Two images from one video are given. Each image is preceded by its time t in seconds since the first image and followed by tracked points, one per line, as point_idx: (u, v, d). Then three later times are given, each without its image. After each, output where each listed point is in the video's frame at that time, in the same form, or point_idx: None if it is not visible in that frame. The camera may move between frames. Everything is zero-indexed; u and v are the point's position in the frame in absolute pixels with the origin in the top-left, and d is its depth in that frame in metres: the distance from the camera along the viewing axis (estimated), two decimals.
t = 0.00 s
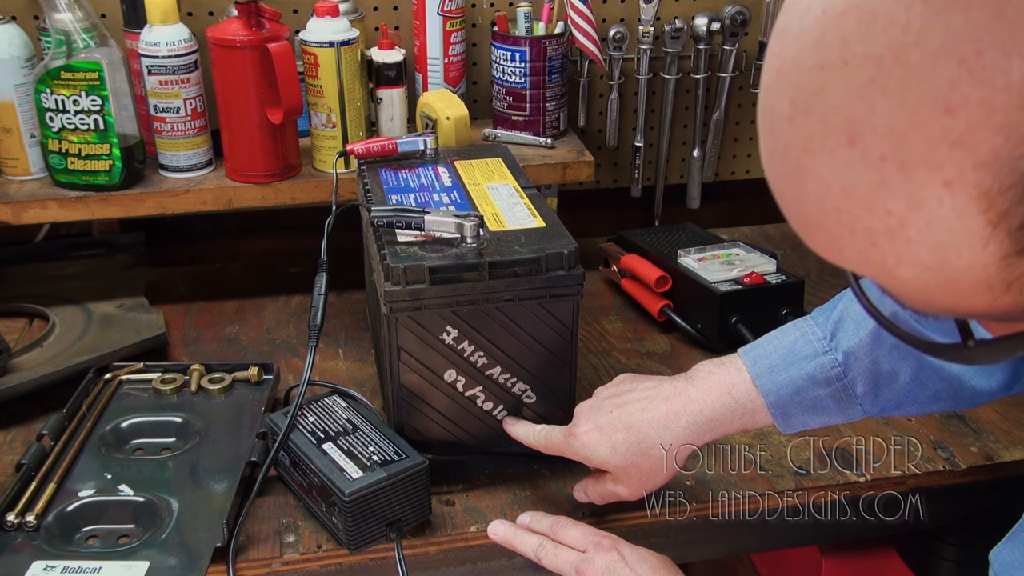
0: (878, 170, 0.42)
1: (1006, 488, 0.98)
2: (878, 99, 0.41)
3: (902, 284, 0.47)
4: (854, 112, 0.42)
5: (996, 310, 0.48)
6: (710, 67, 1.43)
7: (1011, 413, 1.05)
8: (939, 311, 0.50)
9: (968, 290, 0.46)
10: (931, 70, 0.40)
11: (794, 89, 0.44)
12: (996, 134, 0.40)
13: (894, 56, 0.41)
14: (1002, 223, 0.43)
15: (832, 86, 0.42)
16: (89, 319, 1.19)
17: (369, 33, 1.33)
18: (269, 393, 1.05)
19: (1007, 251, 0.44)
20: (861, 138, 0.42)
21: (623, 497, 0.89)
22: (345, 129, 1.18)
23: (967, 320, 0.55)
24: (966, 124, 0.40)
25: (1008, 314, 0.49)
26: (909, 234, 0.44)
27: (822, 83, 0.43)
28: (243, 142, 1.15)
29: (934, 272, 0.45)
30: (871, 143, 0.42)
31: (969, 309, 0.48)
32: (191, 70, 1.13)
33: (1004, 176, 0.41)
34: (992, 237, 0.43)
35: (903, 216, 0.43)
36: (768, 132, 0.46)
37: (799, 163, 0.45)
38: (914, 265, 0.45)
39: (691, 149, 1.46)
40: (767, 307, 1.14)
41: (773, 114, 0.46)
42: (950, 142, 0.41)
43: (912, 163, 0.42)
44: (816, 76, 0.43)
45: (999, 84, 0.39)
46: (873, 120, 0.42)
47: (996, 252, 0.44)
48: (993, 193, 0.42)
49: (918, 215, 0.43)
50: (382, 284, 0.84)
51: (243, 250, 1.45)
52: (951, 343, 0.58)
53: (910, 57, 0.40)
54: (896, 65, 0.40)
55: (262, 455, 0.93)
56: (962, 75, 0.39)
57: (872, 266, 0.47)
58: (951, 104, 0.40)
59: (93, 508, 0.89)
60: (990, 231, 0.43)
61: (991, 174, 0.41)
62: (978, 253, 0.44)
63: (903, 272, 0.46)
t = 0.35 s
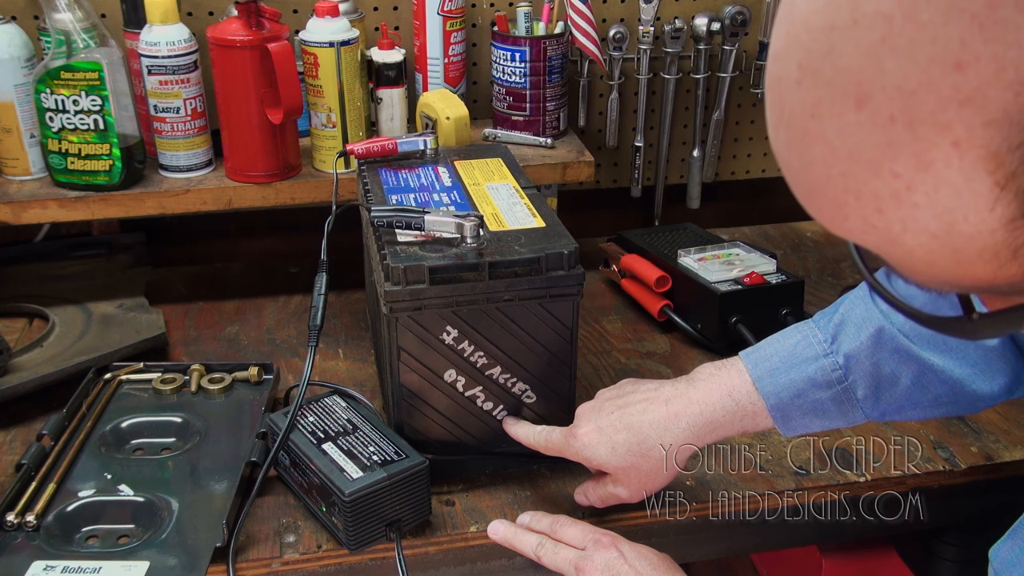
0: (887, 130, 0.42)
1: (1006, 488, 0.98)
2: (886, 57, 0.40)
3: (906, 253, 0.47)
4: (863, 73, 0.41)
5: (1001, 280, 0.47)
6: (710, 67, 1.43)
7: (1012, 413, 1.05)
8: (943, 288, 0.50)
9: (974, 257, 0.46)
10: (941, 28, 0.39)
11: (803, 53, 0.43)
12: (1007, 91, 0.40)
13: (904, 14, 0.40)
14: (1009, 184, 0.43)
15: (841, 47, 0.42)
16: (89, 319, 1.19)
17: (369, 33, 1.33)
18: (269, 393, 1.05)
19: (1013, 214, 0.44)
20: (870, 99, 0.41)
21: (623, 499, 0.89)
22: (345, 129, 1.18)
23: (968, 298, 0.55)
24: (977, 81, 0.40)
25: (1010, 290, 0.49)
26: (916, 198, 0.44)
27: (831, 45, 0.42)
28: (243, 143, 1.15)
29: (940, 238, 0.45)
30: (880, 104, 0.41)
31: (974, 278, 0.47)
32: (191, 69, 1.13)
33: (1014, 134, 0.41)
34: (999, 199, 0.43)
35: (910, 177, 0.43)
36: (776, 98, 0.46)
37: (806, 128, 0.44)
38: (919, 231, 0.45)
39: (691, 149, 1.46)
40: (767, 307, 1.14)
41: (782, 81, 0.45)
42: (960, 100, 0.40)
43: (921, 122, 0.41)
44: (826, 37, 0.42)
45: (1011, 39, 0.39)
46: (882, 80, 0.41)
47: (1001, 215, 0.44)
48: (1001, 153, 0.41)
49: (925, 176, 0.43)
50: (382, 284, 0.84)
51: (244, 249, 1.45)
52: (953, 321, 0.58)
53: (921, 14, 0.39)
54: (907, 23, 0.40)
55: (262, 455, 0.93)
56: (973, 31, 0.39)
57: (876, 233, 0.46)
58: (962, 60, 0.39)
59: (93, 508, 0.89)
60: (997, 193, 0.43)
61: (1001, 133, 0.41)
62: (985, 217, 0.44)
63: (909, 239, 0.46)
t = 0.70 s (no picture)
0: (887, 127, 0.42)
1: (1006, 489, 0.98)
2: (887, 54, 0.40)
3: (907, 251, 0.46)
4: (864, 70, 0.41)
5: (1002, 278, 0.47)
6: (710, 67, 1.43)
7: (1012, 413, 1.05)
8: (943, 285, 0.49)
9: (974, 256, 0.45)
10: (942, 24, 0.39)
11: (804, 51, 0.43)
12: (1008, 88, 0.40)
13: (905, 11, 0.40)
14: (1010, 181, 0.42)
15: (842, 44, 0.42)
16: (89, 319, 1.19)
17: (369, 33, 1.33)
18: (269, 393, 1.05)
19: (1015, 211, 0.43)
20: (871, 96, 0.41)
21: (626, 501, 0.89)
22: (345, 129, 1.18)
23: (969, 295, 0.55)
24: (977, 78, 0.39)
25: (1009, 287, 0.49)
26: (916, 196, 0.43)
27: (832, 42, 0.42)
28: (243, 143, 1.15)
29: (941, 237, 0.45)
30: (880, 101, 0.41)
31: (976, 277, 0.47)
32: (191, 70, 1.13)
33: (1015, 131, 0.41)
34: (1000, 196, 0.43)
35: (910, 175, 0.43)
36: (777, 97, 0.46)
37: (807, 125, 0.44)
38: (920, 229, 0.45)
39: (691, 149, 1.46)
40: (767, 307, 1.14)
41: (783, 80, 0.45)
42: (961, 97, 0.40)
43: (921, 119, 0.41)
44: (827, 35, 0.42)
45: (1013, 37, 0.39)
46: (883, 77, 0.41)
47: (1003, 212, 0.43)
48: (1002, 150, 0.41)
49: (926, 174, 0.43)
50: (382, 283, 0.84)
51: (243, 250, 1.45)
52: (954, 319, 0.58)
53: (922, 11, 0.39)
54: (908, 20, 0.40)
55: (263, 455, 0.93)
56: (974, 28, 0.39)
57: (876, 231, 0.46)
58: (962, 57, 0.39)
59: (93, 508, 0.89)
60: (999, 189, 0.42)
61: (1001, 130, 0.41)
62: (985, 214, 0.43)
63: (909, 237, 0.45)
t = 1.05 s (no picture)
0: (885, 114, 0.42)
1: (1006, 488, 0.98)
2: (886, 42, 0.41)
3: (905, 240, 0.46)
4: (863, 58, 0.42)
5: (999, 267, 0.47)
6: (710, 67, 1.43)
7: (1011, 413, 1.05)
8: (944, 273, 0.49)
9: (972, 244, 0.45)
10: (940, 11, 0.40)
11: (805, 39, 0.44)
12: (1004, 74, 0.40)
13: None
14: (1006, 168, 0.42)
15: (843, 32, 0.42)
16: (89, 319, 1.19)
17: (369, 33, 1.33)
18: (269, 393, 1.05)
19: (1011, 199, 0.43)
20: (870, 84, 0.42)
21: (628, 502, 0.89)
22: (345, 129, 1.18)
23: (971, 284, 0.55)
24: (974, 65, 0.40)
25: (1009, 276, 0.49)
26: (915, 182, 0.44)
27: (832, 30, 0.42)
28: (243, 142, 1.15)
29: (939, 224, 0.45)
30: (879, 89, 0.42)
31: (973, 267, 0.47)
32: (191, 69, 1.13)
33: (1010, 116, 0.41)
34: (996, 183, 0.43)
35: (908, 162, 0.43)
36: (777, 88, 0.46)
37: (806, 114, 0.44)
38: (919, 217, 0.45)
39: (691, 149, 1.46)
40: (767, 307, 1.14)
41: (783, 69, 0.45)
42: (958, 83, 0.40)
43: (918, 107, 0.41)
44: (827, 23, 0.43)
45: (1009, 22, 0.39)
46: (882, 64, 0.41)
47: (999, 200, 0.43)
48: (998, 136, 0.41)
49: (923, 161, 0.43)
50: (382, 283, 0.84)
51: (243, 250, 1.45)
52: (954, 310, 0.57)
53: None
54: (906, 8, 0.40)
55: (262, 455, 0.93)
56: (971, 14, 0.39)
57: (876, 221, 0.46)
58: (959, 43, 0.40)
59: (93, 508, 0.89)
60: (995, 176, 0.42)
61: (997, 116, 0.41)
62: (982, 201, 0.43)
63: (907, 226, 0.45)
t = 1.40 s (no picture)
0: (900, 98, 0.40)
1: (1006, 488, 0.98)
2: (902, 25, 0.39)
3: (916, 229, 0.44)
4: (878, 40, 0.40)
5: (1011, 256, 0.44)
6: (710, 67, 1.43)
7: (1011, 413, 1.05)
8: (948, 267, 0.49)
9: (984, 230, 0.42)
10: None
11: (819, 24, 0.42)
12: None
13: None
14: None
15: (857, 16, 0.40)
16: (89, 319, 1.19)
17: (369, 33, 1.33)
18: (269, 393, 1.05)
19: None
20: (886, 66, 0.40)
21: (627, 501, 0.90)
22: (345, 129, 1.18)
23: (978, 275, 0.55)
24: (993, 48, 0.38)
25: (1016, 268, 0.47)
26: (928, 169, 0.41)
27: (847, 13, 0.41)
28: (243, 142, 1.15)
29: (952, 211, 0.42)
30: (895, 71, 0.40)
31: (984, 256, 0.45)
32: (191, 70, 1.13)
33: None
34: (1011, 169, 0.40)
35: (923, 147, 0.40)
36: (789, 74, 0.44)
37: (818, 98, 0.42)
38: (931, 204, 0.42)
39: (691, 149, 1.46)
40: (767, 307, 1.14)
41: (796, 56, 0.44)
42: (975, 66, 0.38)
43: (935, 90, 0.39)
44: (842, 7, 0.41)
45: None
46: (898, 47, 0.39)
47: (1015, 186, 0.40)
48: (1016, 122, 0.39)
49: (938, 146, 0.40)
50: (382, 283, 0.84)
51: (243, 250, 1.45)
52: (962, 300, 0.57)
53: None
54: None
55: (263, 455, 0.93)
56: None
57: (885, 208, 0.43)
58: (978, 27, 0.38)
59: (93, 508, 0.89)
60: (1011, 162, 0.40)
61: (1016, 100, 0.38)
62: (996, 186, 0.40)
63: (919, 214, 0.43)
